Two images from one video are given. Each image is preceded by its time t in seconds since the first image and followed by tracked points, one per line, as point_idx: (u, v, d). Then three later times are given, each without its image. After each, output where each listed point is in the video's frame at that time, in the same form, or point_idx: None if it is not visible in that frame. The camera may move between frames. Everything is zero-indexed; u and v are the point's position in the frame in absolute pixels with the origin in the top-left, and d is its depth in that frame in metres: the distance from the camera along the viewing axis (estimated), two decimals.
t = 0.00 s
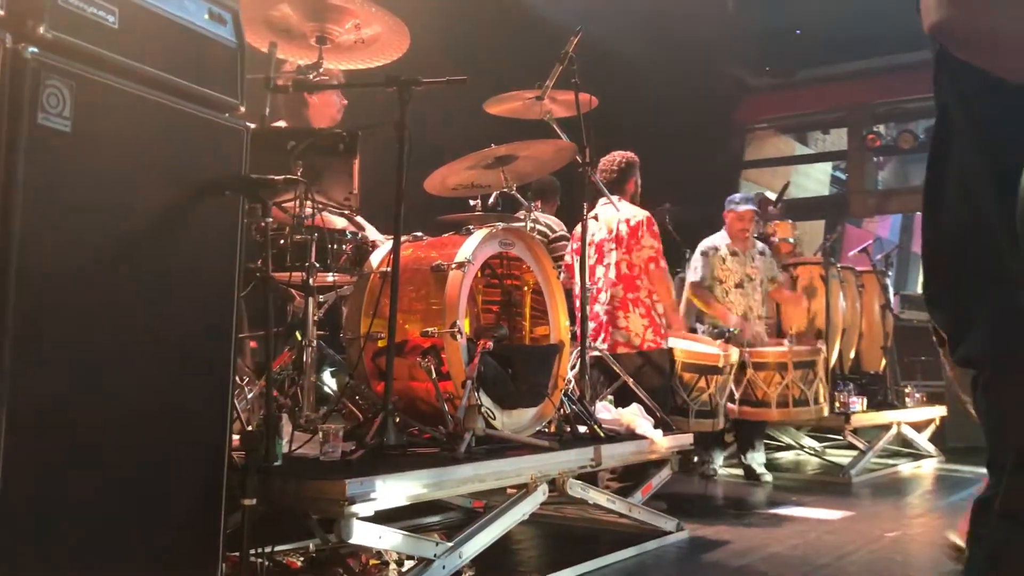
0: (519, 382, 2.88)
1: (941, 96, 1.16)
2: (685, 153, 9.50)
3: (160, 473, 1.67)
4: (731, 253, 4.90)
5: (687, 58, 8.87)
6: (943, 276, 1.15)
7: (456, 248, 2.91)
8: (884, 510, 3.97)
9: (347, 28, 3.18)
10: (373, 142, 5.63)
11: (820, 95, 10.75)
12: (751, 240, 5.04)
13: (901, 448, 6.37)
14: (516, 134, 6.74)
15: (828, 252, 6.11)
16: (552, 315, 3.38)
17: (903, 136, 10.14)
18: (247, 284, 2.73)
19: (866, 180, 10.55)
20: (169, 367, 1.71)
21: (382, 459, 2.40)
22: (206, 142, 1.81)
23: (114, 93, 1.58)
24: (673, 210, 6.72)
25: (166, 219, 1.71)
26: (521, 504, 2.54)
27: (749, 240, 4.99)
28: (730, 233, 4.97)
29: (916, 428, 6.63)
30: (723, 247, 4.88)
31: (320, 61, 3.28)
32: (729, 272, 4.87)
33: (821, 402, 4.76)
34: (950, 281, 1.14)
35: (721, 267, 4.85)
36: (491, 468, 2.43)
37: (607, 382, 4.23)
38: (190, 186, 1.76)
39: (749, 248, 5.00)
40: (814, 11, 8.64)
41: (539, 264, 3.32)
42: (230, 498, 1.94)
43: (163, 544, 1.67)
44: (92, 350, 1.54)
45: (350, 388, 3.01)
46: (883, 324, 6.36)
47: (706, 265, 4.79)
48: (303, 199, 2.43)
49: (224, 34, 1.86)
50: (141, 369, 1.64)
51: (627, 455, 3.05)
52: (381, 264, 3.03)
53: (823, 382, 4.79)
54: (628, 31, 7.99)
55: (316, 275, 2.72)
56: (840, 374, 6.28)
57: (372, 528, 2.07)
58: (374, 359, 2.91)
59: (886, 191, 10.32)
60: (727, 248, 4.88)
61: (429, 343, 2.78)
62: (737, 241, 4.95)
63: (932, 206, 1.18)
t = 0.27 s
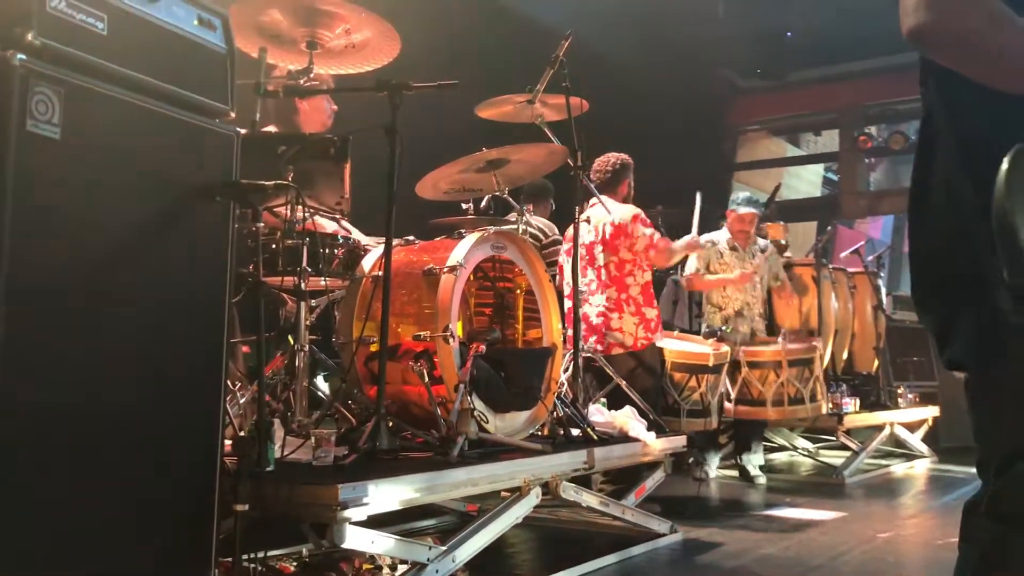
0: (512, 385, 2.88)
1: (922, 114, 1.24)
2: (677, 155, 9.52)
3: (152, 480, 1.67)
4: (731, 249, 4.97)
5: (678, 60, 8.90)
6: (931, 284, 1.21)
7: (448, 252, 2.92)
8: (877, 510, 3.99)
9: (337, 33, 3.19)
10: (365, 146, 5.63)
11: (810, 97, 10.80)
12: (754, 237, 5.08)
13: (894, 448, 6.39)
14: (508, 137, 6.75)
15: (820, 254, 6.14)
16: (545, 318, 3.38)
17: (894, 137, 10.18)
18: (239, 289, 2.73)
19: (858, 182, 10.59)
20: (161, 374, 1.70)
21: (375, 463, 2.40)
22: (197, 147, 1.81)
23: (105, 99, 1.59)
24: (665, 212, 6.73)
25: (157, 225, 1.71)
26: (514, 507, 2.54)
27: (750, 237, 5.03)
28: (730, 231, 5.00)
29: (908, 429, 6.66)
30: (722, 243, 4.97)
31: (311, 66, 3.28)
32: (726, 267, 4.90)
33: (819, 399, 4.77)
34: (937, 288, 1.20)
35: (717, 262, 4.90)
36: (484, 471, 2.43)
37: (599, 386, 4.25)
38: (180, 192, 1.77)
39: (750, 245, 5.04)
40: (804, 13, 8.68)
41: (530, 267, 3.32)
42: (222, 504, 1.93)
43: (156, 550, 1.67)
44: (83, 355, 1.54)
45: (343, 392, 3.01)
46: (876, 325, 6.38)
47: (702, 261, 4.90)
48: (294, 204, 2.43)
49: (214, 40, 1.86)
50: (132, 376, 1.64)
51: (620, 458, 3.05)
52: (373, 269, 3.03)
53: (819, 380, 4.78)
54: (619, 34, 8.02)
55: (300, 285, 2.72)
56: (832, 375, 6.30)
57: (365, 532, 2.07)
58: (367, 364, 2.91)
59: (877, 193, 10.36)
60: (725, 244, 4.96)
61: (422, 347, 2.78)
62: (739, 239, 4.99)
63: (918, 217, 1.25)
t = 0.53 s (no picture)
0: (508, 388, 2.88)
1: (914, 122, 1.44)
2: (672, 156, 9.53)
3: (149, 481, 1.67)
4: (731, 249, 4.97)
5: (674, 62, 8.90)
6: (914, 278, 1.40)
7: (444, 254, 2.92)
8: (873, 510, 4.00)
9: (332, 36, 3.18)
10: (360, 148, 5.62)
11: (805, 97, 10.82)
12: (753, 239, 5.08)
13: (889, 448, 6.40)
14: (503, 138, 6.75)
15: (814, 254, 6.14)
16: (540, 320, 3.39)
17: (888, 138, 10.18)
18: (234, 292, 2.73)
19: (852, 183, 10.63)
20: (157, 378, 1.70)
21: (371, 466, 2.40)
22: (192, 151, 1.81)
23: (101, 104, 1.59)
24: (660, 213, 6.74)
25: (152, 229, 1.71)
26: (510, 510, 2.54)
27: (749, 239, 5.04)
28: (731, 232, 5.00)
29: (903, 429, 6.67)
30: (721, 243, 4.96)
31: (305, 69, 3.27)
32: (725, 269, 4.90)
33: (815, 402, 4.78)
34: (920, 283, 1.39)
35: (717, 263, 4.91)
36: (480, 473, 2.44)
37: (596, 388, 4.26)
38: (176, 195, 1.76)
39: (750, 248, 5.05)
40: (799, 14, 8.70)
41: (526, 269, 3.32)
42: (218, 508, 1.93)
43: (153, 552, 1.67)
44: (79, 359, 1.54)
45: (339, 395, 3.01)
46: (871, 325, 6.38)
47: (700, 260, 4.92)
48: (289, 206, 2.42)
49: (208, 43, 1.86)
50: (128, 378, 1.64)
51: (616, 459, 3.06)
52: (369, 271, 3.03)
53: (815, 383, 4.81)
54: (614, 35, 8.02)
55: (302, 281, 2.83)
56: (828, 375, 6.31)
57: (362, 535, 2.07)
58: (362, 366, 2.91)
59: (872, 193, 10.37)
60: (725, 244, 4.95)
61: (417, 349, 2.78)
62: (739, 240, 4.99)
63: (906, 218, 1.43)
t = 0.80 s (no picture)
0: (507, 387, 2.89)
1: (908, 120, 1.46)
2: (670, 156, 9.54)
3: (148, 479, 1.67)
4: (726, 254, 4.99)
5: (672, 63, 8.92)
6: (912, 275, 1.42)
7: (443, 254, 2.92)
8: (871, 509, 4.00)
9: (331, 36, 3.19)
10: (359, 149, 5.63)
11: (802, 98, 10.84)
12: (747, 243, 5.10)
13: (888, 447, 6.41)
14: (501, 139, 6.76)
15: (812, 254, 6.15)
16: (539, 320, 3.39)
17: (886, 138, 10.19)
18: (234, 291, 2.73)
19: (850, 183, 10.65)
20: (156, 376, 1.70)
21: (371, 465, 2.41)
22: (190, 150, 1.81)
23: (100, 103, 1.59)
24: (659, 213, 6.75)
25: (152, 227, 1.71)
26: (510, 508, 2.54)
27: (743, 242, 5.05)
28: (726, 237, 5.03)
29: (902, 428, 6.68)
30: (717, 248, 4.98)
31: (304, 69, 3.28)
32: (722, 274, 4.94)
33: (813, 400, 4.73)
34: (917, 280, 1.41)
35: (715, 269, 4.94)
36: (479, 472, 2.44)
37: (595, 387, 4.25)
38: (175, 194, 1.77)
39: (745, 252, 5.06)
40: (796, 15, 8.72)
41: (525, 269, 3.33)
42: (218, 507, 1.93)
43: (152, 550, 1.67)
44: (79, 358, 1.54)
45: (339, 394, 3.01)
46: (869, 325, 6.39)
47: (697, 266, 4.94)
48: (288, 205, 2.43)
49: (208, 43, 1.87)
50: (127, 376, 1.64)
51: (615, 459, 3.06)
52: (368, 271, 3.03)
53: (813, 380, 4.73)
54: (612, 36, 8.03)
55: (302, 280, 2.85)
56: (826, 374, 6.32)
57: (361, 534, 2.07)
58: (362, 365, 2.92)
59: (870, 193, 10.38)
60: (720, 249, 4.97)
61: (416, 349, 2.78)
62: (733, 245, 5.02)
63: (902, 214, 1.45)
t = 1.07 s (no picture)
0: (505, 386, 2.88)
1: (906, 120, 1.46)
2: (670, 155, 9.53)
3: (144, 478, 1.66)
4: (714, 251, 4.94)
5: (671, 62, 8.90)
6: (906, 274, 1.42)
7: (440, 252, 2.91)
8: (871, 509, 4.00)
9: (329, 33, 3.18)
10: (356, 147, 5.62)
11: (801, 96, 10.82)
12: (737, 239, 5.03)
13: (887, 447, 6.41)
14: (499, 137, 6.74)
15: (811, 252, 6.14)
16: (537, 317, 3.38)
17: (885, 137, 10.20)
18: (231, 290, 2.73)
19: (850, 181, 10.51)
20: (153, 374, 1.70)
21: (368, 464, 2.40)
22: (187, 148, 1.80)
23: (98, 101, 1.58)
24: (658, 212, 6.74)
25: (149, 226, 1.70)
26: (507, 508, 2.53)
27: (732, 238, 4.99)
28: (713, 234, 4.97)
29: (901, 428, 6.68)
30: (705, 245, 4.92)
31: (302, 67, 3.27)
32: (710, 271, 4.90)
33: (809, 394, 4.81)
34: (911, 278, 1.41)
35: (701, 267, 4.89)
36: (476, 471, 2.43)
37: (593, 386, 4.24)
38: (172, 192, 1.76)
39: (733, 248, 5.01)
40: (797, 14, 8.70)
41: (523, 267, 3.32)
42: (215, 506, 1.93)
43: (148, 549, 1.66)
44: (77, 356, 1.54)
45: (336, 393, 3.01)
46: (868, 323, 6.39)
47: (682, 263, 4.89)
48: (286, 203, 2.42)
49: (205, 40, 1.86)
50: (124, 374, 1.64)
51: (614, 457, 3.06)
52: (366, 270, 3.02)
53: (808, 375, 4.84)
54: (611, 34, 8.01)
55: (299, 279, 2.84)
56: (825, 374, 6.31)
57: (358, 533, 2.07)
58: (359, 364, 2.91)
59: (870, 192, 10.38)
60: (708, 246, 4.91)
61: (414, 347, 2.78)
62: (721, 240, 4.96)
63: (895, 212, 1.46)
